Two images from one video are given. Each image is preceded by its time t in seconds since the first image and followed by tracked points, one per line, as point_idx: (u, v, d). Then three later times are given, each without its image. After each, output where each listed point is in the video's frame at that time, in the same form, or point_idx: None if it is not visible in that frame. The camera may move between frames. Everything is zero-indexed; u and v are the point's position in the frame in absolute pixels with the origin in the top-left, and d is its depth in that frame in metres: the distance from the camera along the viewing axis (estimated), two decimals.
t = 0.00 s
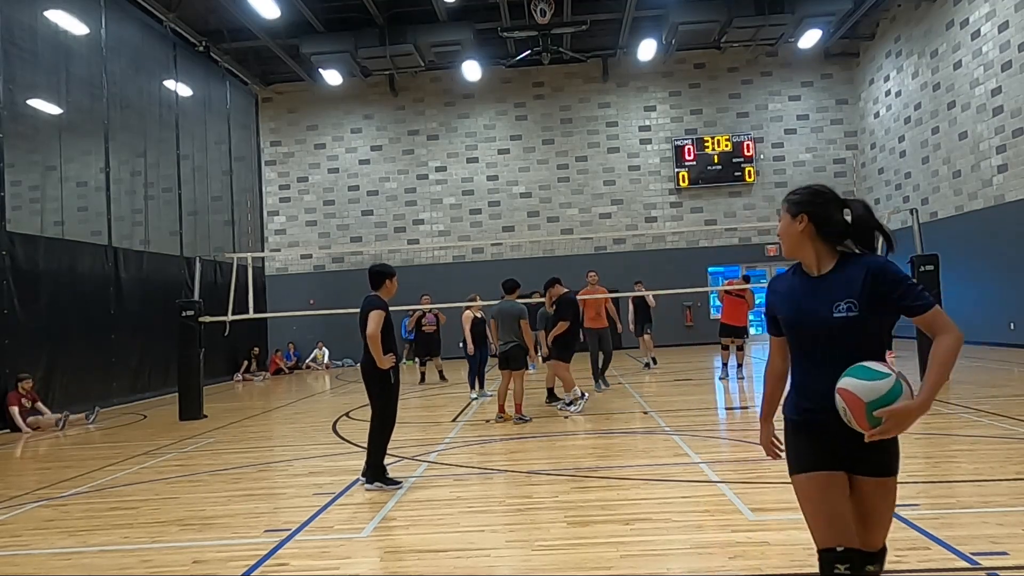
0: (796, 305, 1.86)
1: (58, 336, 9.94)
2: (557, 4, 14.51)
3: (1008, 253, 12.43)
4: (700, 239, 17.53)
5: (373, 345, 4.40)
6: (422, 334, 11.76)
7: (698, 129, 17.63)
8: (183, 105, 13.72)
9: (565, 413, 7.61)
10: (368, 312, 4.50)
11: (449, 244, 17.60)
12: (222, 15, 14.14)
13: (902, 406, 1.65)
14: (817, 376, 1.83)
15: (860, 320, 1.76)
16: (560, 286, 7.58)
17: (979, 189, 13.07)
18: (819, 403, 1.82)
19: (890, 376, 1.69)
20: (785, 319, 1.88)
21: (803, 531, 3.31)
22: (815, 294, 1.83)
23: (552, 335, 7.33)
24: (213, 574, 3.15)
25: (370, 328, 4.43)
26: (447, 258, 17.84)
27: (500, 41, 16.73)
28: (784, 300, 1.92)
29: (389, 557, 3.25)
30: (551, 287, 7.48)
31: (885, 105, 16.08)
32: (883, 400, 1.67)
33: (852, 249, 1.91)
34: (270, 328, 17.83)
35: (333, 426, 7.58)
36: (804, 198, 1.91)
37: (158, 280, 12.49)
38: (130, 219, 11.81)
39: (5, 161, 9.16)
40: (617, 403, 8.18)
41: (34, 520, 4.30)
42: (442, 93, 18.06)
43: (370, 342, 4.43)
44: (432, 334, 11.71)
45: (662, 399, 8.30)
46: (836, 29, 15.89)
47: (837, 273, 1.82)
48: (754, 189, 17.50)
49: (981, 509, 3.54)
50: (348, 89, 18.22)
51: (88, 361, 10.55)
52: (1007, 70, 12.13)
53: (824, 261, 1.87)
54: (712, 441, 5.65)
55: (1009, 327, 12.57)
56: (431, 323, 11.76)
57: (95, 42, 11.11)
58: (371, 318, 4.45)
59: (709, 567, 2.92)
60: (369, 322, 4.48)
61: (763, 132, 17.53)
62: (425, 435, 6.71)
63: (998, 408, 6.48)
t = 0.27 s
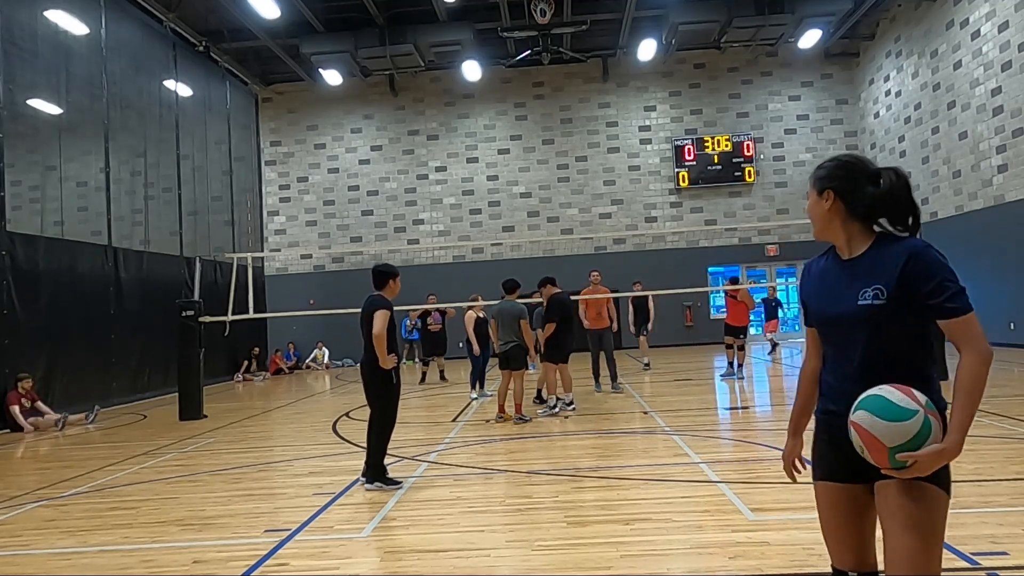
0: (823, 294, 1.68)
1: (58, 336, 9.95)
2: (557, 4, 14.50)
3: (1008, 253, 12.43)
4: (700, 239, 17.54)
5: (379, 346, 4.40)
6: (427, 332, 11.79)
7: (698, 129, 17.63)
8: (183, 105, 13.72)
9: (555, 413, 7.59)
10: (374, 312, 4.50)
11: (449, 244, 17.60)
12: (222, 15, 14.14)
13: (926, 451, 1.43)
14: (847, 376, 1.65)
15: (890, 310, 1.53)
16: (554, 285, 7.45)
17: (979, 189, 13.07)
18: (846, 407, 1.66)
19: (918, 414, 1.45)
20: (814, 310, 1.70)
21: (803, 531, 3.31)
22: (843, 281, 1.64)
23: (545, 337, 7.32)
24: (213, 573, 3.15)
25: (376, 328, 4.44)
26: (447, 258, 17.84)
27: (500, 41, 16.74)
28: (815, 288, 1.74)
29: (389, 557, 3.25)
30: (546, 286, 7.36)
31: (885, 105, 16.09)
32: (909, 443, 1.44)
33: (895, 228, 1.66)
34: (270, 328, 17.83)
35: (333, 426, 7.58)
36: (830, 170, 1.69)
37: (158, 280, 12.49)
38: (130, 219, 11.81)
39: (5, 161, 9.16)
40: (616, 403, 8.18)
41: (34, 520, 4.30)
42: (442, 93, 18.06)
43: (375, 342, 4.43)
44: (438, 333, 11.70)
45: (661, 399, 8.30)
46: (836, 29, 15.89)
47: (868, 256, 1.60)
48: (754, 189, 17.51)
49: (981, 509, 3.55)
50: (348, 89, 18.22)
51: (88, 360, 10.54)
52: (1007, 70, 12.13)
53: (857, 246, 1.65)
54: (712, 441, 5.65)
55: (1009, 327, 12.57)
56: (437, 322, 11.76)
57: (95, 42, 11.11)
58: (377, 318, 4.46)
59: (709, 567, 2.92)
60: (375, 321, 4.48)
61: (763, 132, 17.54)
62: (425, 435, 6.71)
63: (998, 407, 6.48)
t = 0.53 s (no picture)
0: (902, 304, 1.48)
1: (59, 335, 9.95)
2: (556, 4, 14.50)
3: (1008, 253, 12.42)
4: (700, 240, 17.54)
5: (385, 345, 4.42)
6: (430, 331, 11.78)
7: (698, 129, 17.63)
8: (183, 105, 13.71)
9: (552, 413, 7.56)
10: (377, 313, 4.52)
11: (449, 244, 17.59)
12: (222, 15, 14.15)
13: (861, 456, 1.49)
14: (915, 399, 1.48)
15: (930, 337, 1.34)
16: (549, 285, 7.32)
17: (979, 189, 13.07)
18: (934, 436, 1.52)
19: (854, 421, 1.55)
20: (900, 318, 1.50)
21: (803, 531, 3.31)
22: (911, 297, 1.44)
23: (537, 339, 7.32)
24: (213, 573, 3.15)
25: (380, 328, 4.45)
26: (447, 258, 17.84)
27: (500, 41, 16.74)
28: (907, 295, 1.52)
29: (389, 557, 3.25)
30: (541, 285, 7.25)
31: (886, 105, 16.09)
32: (837, 442, 1.56)
33: (971, 227, 1.42)
34: (270, 328, 17.83)
35: (332, 426, 7.58)
36: (892, 162, 1.45)
37: (158, 280, 12.49)
38: (130, 219, 11.81)
39: (5, 161, 9.16)
40: (616, 403, 8.17)
41: (34, 520, 4.30)
42: (442, 93, 18.06)
43: (380, 341, 4.45)
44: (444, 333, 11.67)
45: (661, 399, 8.31)
46: (836, 29, 15.89)
47: (927, 270, 1.39)
48: (754, 188, 17.51)
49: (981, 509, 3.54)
50: (348, 89, 18.22)
51: (88, 360, 10.54)
52: (1007, 70, 12.13)
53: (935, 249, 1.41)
54: (712, 441, 5.65)
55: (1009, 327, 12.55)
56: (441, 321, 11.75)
57: (95, 42, 11.11)
58: (381, 319, 4.48)
59: (709, 567, 2.92)
60: (379, 321, 4.50)
61: (763, 132, 17.54)
62: (425, 435, 6.71)
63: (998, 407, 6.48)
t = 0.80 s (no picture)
0: None
1: (59, 335, 9.95)
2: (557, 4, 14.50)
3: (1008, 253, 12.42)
4: (700, 240, 17.54)
5: (382, 345, 4.41)
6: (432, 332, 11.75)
7: (698, 129, 17.63)
8: (183, 105, 13.71)
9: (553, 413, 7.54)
10: (376, 312, 4.51)
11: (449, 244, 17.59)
12: (221, 14, 14.15)
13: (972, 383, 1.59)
14: None
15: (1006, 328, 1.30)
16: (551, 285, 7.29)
17: (979, 189, 13.06)
18: None
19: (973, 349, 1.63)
20: None
21: (802, 531, 3.31)
22: None
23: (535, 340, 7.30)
24: (213, 573, 3.15)
25: (379, 328, 4.45)
26: (447, 258, 17.84)
27: (500, 41, 16.75)
28: None
29: (389, 557, 3.25)
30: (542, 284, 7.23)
31: (885, 105, 16.09)
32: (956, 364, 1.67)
33: None
34: (270, 328, 17.83)
35: (332, 426, 7.58)
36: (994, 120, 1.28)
37: (159, 280, 12.50)
38: (130, 219, 11.81)
39: (5, 161, 9.16)
40: (616, 403, 8.17)
41: (34, 520, 4.31)
42: (442, 93, 18.06)
43: (378, 342, 4.44)
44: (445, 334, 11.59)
45: (661, 399, 8.31)
46: (836, 29, 15.89)
47: None
48: (754, 189, 17.50)
49: (981, 509, 3.54)
50: (348, 89, 18.22)
51: (88, 360, 10.55)
52: (1007, 70, 12.12)
53: None
54: (712, 441, 5.64)
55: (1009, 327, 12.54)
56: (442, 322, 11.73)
57: (95, 42, 11.11)
58: (379, 318, 4.47)
59: (709, 567, 2.92)
60: (378, 321, 4.49)
61: (763, 132, 17.54)
62: (425, 435, 6.71)
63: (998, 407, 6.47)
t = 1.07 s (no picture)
0: None
1: (59, 335, 9.95)
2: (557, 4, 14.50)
3: (1008, 252, 12.41)
4: (700, 239, 17.55)
5: (383, 346, 4.41)
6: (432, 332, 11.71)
7: (698, 129, 17.62)
8: (183, 105, 13.71)
9: (554, 413, 7.54)
10: (378, 313, 4.50)
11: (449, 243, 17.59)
12: (221, 14, 14.14)
13: None
14: None
15: None
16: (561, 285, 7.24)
17: (979, 189, 13.06)
18: None
19: None
20: None
21: (803, 531, 3.31)
22: None
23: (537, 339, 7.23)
24: (213, 573, 3.15)
25: (379, 328, 4.44)
26: (447, 258, 17.84)
27: (500, 41, 16.75)
28: None
29: (389, 557, 3.25)
30: (551, 283, 7.18)
31: (885, 105, 16.09)
32: None
33: None
34: (270, 328, 17.83)
35: (332, 426, 7.58)
36: None
37: (159, 280, 12.49)
38: (130, 219, 11.81)
39: (5, 161, 9.15)
40: (615, 403, 8.18)
41: (34, 520, 4.31)
42: (442, 93, 18.06)
43: (379, 342, 4.44)
44: (445, 334, 11.58)
45: (661, 399, 8.31)
46: (836, 29, 15.89)
47: None
48: (754, 188, 17.50)
49: (981, 509, 3.54)
50: (348, 89, 18.22)
51: (88, 361, 10.55)
52: (1007, 70, 12.12)
53: None
54: (712, 441, 5.65)
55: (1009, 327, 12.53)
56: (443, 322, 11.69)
57: (95, 42, 11.11)
58: (381, 319, 4.46)
59: (709, 567, 2.92)
60: (379, 321, 4.49)
61: (763, 132, 17.54)
62: (425, 435, 6.71)
63: (998, 407, 6.48)
